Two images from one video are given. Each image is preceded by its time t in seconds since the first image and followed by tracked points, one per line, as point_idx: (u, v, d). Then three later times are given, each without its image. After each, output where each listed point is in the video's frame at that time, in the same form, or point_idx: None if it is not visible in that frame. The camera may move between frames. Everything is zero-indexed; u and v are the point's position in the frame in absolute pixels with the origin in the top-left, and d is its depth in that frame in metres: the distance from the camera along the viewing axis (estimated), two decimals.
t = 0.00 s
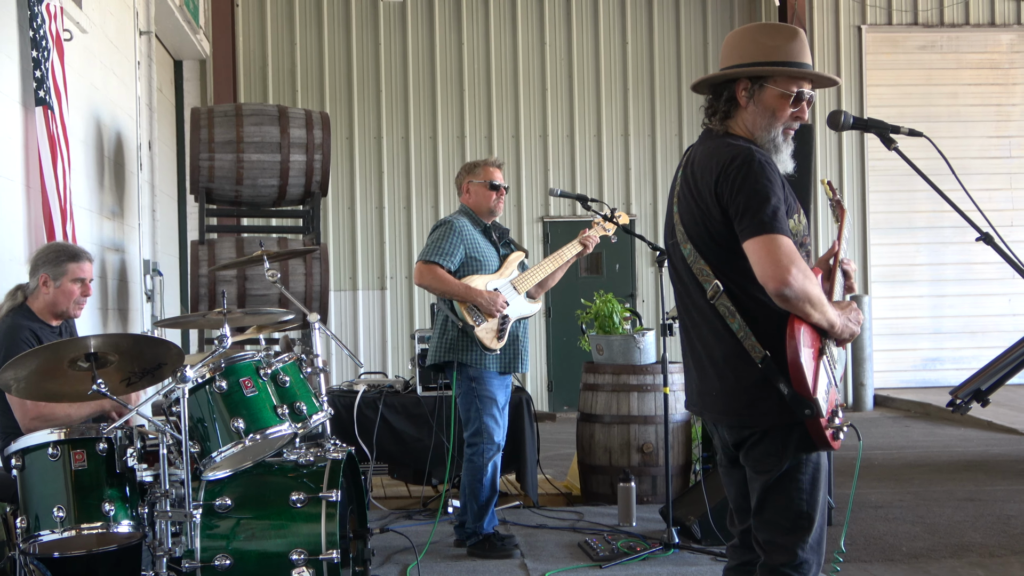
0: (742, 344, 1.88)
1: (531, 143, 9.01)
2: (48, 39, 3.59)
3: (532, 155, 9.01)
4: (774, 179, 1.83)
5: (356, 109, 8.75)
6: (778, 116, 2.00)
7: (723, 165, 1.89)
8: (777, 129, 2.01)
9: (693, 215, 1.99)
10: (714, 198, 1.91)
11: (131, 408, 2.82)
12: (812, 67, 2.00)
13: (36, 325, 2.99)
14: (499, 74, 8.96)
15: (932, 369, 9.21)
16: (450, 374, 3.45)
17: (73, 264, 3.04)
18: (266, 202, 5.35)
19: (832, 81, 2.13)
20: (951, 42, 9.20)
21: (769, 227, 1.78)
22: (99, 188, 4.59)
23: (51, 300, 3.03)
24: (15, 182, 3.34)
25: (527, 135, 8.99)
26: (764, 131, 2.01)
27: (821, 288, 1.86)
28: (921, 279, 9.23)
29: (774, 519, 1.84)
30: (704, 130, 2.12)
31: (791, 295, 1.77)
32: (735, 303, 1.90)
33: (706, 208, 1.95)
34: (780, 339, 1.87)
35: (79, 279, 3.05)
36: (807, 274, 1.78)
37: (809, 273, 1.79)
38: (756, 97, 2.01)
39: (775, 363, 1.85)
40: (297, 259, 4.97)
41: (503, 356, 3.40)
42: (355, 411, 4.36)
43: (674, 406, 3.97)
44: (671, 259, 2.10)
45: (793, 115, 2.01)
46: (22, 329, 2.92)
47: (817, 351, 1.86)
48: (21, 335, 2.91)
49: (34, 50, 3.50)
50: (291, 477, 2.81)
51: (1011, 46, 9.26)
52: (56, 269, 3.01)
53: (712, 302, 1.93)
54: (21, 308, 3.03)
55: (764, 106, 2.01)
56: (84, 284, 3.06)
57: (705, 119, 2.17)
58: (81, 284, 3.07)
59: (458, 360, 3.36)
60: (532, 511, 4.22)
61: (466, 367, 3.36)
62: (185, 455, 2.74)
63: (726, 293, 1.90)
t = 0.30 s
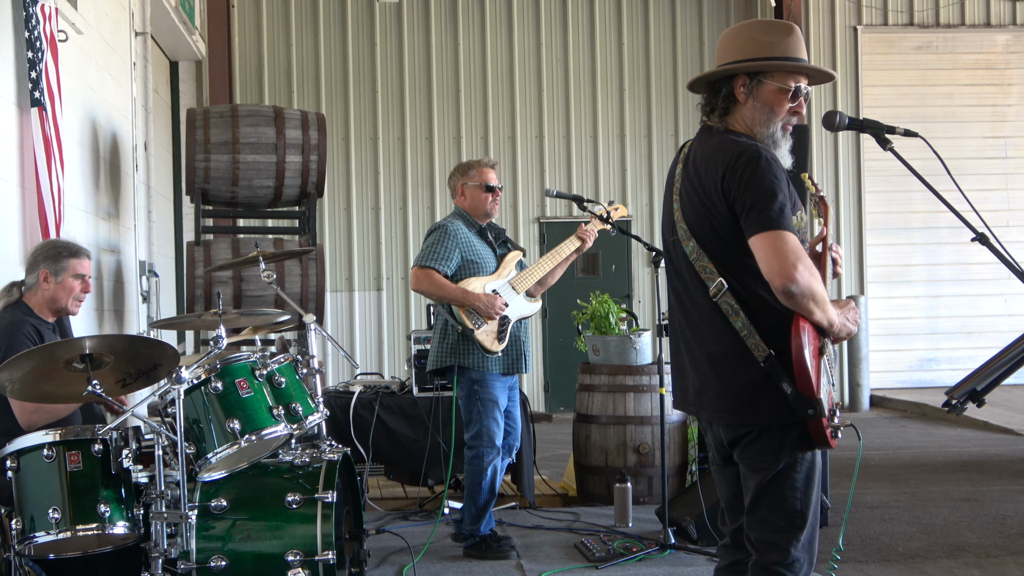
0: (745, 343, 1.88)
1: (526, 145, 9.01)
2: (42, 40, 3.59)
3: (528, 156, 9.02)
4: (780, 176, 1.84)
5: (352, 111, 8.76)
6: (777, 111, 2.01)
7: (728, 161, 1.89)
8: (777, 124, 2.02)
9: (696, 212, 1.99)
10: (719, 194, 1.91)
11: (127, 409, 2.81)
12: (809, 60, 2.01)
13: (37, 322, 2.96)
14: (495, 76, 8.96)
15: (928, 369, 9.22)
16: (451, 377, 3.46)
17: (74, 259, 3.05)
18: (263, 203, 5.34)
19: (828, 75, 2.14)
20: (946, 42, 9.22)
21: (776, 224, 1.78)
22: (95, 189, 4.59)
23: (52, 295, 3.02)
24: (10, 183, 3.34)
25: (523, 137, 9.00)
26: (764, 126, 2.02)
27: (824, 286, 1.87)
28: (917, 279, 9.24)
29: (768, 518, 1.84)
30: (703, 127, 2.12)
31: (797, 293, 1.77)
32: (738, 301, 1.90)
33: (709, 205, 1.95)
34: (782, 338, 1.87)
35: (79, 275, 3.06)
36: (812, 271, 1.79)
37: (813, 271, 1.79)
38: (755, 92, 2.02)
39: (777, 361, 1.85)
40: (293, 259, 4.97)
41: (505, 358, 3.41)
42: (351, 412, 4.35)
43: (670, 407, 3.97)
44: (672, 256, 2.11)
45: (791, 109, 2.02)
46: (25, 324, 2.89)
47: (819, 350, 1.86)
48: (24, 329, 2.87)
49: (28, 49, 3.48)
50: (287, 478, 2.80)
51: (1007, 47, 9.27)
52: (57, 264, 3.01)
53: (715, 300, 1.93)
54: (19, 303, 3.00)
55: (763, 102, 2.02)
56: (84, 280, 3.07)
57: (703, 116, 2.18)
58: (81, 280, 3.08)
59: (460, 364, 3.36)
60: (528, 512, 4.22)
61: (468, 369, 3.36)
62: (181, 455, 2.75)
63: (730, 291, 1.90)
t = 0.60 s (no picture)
0: (745, 342, 1.93)
1: (525, 146, 9.05)
2: (50, 48, 3.65)
3: (527, 157, 9.06)
4: (779, 179, 1.88)
5: (352, 114, 8.79)
6: (775, 113, 2.06)
7: (728, 164, 1.94)
8: (774, 125, 2.07)
9: (695, 214, 2.03)
10: (720, 196, 1.96)
11: (134, 407, 2.86)
12: (802, 62, 2.06)
13: (45, 324, 2.97)
14: (493, 78, 9.00)
15: (919, 367, 9.28)
16: (454, 379, 3.51)
17: (75, 260, 3.08)
18: (266, 206, 5.38)
19: (820, 75, 2.19)
20: (934, 48, 9.26)
21: (777, 226, 1.83)
22: (101, 193, 4.62)
23: (57, 297, 3.06)
24: (18, 188, 3.38)
25: (522, 139, 9.04)
26: (762, 128, 2.07)
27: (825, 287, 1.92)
28: (908, 279, 9.29)
29: (766, 514, 1.89)
30: (701, 131, 2.17)
31: (800, 292, 1.82)
32: (738, 301, 1.95)
33: (709, 206, 2.00)
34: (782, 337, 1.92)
35: (80, 275, 3.09)
36: (814, 272, 1.84)
37: (815, 272, 1.84)
38: (752, 95, 2.07)
39: (777, 360, 1.90)
40: (296, 261, 5.02)
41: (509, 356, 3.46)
42: (354, 410, 4.40)
43: (667, 404, 4.02)
44: (671, 256, 2.15)
45: (788, 110, 2.07)
46: (32, 328, 2.90)
47: (818, 349, 1.91)
48: (32, 332, 2.89)
49: (34, 56, 3.52)
50: (291, 475, 2.86)
51: (992, 54, 9.28)
52: (59, 266, 3.04)
53: (715, 300, 1.98)
54: (23, 308, 3.03)
55: (761, 104, 2.06)
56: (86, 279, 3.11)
57: (700, 120, 2.23)
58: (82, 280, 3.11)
59: (463, 365, 3.41)
60: (528, 508, 4.27)
61: (469, 369, 3.41)
62: (187, 454, 2.78)
63: (730, 290, 1.95)
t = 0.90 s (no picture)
0: (743, 334, 2.00)
1: (527, 148, 9.13)
2: (67, 54, 3.74)
3: (528, 158, 9.14)
4: (782, 176, 1.96)
5: (359, 116, 8.87)
6: (778, 110, 2.13)
7: (733, 161, 2.02)
8: (778, 123, 2.14)
9: (699, 210, 2.11)
10: (724, 192, 2.04)
11: (147, 404, 2.95)
12: (799, 59, 2.14)
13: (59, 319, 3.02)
14: (496, 79, 9.07)
15: (908, 363, 9.35)
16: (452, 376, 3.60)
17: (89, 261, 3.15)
18: (276, 208, 5.46)
19: (820, 72, 2.26)
20: (924, 53, 9.33)
21: (777, 220, 1.90)
22: (116, 195, 4.71)
23: (71, 296, 3.12)
24: (34, 190, 3.46)
25: (524, 141, 9.12)
26: (766, 126, 2.15)
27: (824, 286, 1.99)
28: (898, 277, 9.38)
29: (760, 504, 1.97)
30: (706, 132, 2.25)
31: (797, 286, 1.89)
32: (737, 294, 2.03)
33: (713, 202, 2.08)
34: (780, 331, 1.99)
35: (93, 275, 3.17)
36: (812, 268, 1.90)
37: (814, 268, 1.91)
38: (757, 95, 2.14)
39: (773, 353, 1.97)
40: (305, 261, 5.11)
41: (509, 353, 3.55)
42: (361, 405, 4.50)
43: (665, 399, 4.10)
44: (674, 251, 2.23)
45: (792, 108, 2.15)
46: (49, 322, 2.95)
47: (813, 345, 1.98)
48: (50, 326, 2.93)
49: (51, 63, 3.60)
50: (300, 469, 2.95)
51: (984, 56, 9.38)
52: (76, 266, 3.10)
53: (715, 293, 2.05)
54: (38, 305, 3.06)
55: (765, 103, 2.14)
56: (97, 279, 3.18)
57: (704, 123, 2.31)
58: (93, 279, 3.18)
59: (461, 363, 3.51)
60: (530, 500, 4.36)
61: (469, 367, 3.50)
62: (199, 449, 2.88)
63: (730, 284, 2.03)
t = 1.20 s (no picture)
0: (745, 321, 2.05)
1: (532, 144, 9.20)
2: (85, 52, 3.83)
3: (534, 153, 9.20)
4: (789, 168, 2.00)
5: (368, 112, 8.94)
6: (787, 107, 2.21)
7: (742, 152, 2.06)
8: (786, 120, 2.22)
9: (707, 200, 2.15)
10: (732, 182, 2.08)
11: (163, 391, 3.05)
12: (808, 58, 2.22)
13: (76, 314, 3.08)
14: (501, 76, 9.16)
15: (902, 352, 9.43)
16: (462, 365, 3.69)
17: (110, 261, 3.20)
18: (289, 201, 5.56)
19: (826, 70, 2.34)
20: (917, 51, 9.38)
21: (784, 211, 1.95)
22: (134, 189, 4.79)
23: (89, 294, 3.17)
24: (54, 184, 3.54)
25: (529, 137, 9.19)
26: (774, 122, 2.22)
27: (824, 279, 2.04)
28: (891, 270, 9.44)
29: (759, 489, 2.01)
30: (715, 127, 2.32)
31: (801, 275, 1.94)
32: (741, 283, 2.07)
33: (721, 191, 2.12)
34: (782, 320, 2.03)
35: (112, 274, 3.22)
36: (815, 259, 1.95)
37: (817, 260, 1.97)
38: (766, 91, 2.22)
39: (775, 340, 2.02)
40: (316, 253, 5.20)
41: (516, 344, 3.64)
42: (371, 392, 4.60)
43: (666, 386, 4.19)
44: (679, 239, 2.28)
45: (800, 104, 2.23)
46: (67, 317, 3.01)
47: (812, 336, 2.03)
48: (67, 322, 3.00)
49: (70, 61, 3.69)
50: (312, 454, 3.05)
51: (973, 57, 9.41)
52: (98, 267, 3.15)
53: (719, 281, 2.10)
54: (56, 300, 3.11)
55: (775, 99, 2.22)
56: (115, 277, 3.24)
57: (712, 119, 2.38)
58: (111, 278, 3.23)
59: (469, 353, 3.59)
60: (535, 484, 4.46)
61: (477, 356, 3.59)
62: (213, 434, 2.97)
63: (734, 272, 2.07)
